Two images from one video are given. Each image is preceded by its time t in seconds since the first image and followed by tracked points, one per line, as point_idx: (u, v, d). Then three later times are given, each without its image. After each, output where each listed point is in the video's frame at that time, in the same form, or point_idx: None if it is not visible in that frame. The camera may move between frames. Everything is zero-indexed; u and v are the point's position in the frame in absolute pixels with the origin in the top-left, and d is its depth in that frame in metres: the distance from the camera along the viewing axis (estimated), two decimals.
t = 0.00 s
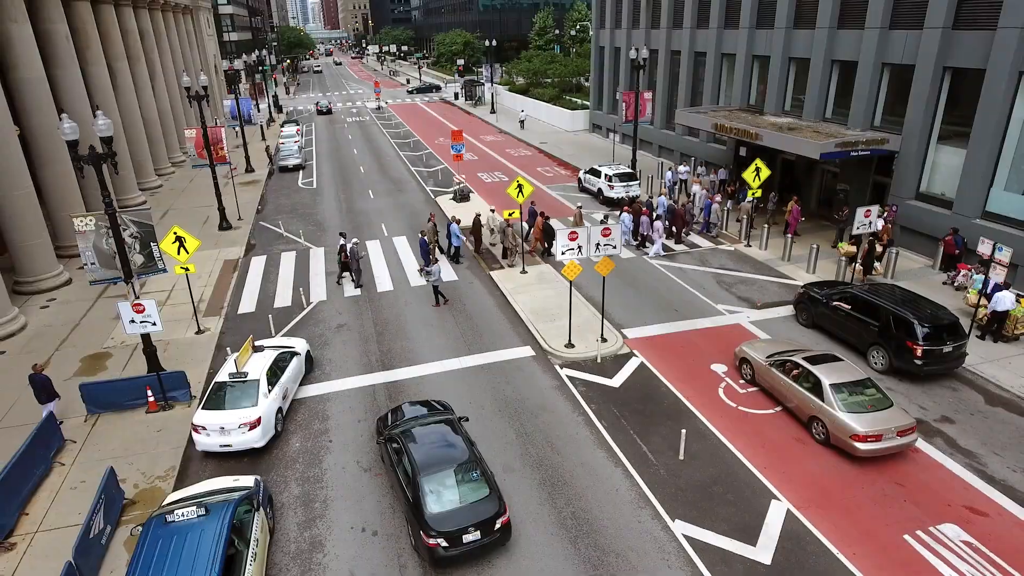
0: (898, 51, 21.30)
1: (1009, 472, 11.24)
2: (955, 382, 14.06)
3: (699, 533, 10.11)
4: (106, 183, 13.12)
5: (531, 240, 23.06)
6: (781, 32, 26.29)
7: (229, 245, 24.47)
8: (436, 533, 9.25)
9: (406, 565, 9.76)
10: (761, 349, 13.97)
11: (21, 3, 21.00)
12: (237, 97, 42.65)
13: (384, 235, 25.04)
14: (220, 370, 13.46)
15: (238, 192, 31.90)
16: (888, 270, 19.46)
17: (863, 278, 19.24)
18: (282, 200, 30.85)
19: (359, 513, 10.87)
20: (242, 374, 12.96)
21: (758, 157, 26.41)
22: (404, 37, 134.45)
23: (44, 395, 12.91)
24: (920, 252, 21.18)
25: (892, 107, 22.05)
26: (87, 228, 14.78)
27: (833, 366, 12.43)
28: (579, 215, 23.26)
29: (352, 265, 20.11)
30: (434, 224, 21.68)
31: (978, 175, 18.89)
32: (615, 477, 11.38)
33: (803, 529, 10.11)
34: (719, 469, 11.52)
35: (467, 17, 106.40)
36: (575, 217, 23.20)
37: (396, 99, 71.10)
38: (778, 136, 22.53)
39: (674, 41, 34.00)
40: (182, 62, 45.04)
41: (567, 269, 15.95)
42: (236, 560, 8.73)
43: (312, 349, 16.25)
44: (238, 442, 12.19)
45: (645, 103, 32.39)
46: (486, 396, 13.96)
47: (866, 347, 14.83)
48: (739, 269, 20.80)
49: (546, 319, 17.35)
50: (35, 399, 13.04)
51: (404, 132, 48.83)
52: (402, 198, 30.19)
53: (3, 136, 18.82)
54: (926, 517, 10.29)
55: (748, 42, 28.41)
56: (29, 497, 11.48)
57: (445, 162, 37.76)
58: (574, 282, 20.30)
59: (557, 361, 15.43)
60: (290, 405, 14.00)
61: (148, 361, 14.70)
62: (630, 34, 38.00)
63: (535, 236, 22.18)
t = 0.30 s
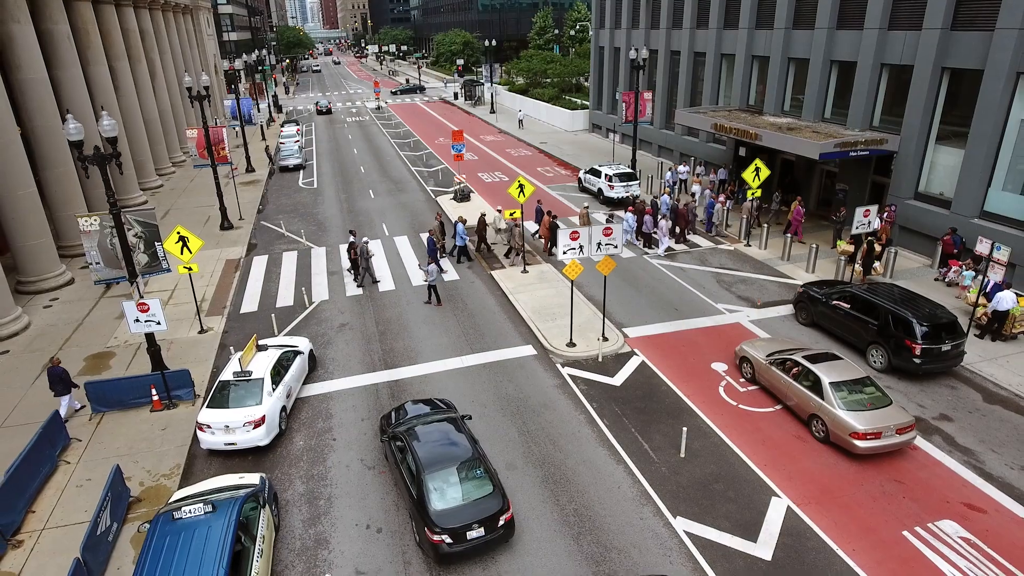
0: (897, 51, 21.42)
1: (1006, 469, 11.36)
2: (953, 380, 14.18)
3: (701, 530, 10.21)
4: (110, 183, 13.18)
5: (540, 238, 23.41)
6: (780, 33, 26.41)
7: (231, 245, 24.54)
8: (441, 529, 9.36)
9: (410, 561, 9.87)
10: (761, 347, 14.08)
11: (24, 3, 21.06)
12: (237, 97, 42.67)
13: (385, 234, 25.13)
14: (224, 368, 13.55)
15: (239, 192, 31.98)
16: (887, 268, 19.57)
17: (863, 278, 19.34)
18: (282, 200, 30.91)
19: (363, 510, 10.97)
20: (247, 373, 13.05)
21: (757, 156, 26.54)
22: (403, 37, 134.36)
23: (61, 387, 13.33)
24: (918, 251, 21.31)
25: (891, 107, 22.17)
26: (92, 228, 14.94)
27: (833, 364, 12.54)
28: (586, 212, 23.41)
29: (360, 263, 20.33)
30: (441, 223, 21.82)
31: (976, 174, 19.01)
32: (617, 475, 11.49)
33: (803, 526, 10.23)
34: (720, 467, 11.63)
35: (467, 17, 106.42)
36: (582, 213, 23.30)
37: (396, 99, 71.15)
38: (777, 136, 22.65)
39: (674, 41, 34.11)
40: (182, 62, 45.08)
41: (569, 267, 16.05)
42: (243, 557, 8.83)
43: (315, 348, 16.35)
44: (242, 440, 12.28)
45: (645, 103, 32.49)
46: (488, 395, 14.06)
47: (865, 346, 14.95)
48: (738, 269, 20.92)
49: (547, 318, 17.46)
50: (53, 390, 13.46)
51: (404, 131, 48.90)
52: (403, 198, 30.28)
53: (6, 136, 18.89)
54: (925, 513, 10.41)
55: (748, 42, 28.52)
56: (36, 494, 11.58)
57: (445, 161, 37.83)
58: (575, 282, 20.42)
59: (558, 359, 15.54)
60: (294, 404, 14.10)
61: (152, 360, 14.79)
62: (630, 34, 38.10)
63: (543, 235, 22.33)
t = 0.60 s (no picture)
0: (895, 51, 21.56)
1: (1003, 465, 11.50)
2: (950, 377, 14.33)
3: (700, 524, 10.34)
4: (116, 183, 13.30)
5: (546, 236, 23.54)
6: (779, 33, 26.55)
7: (232, 244, 24.64)
8: (444, 524, 9.49)
9: (414, 556, 9.99)
10: (760, 345, 14.21)
11: (26, 3, 21.17)
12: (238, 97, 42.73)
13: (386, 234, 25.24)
14: (228, 366, 13.67)
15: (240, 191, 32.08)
16: (886, 268, 19.68)
17: (861, 277, 19.46)
18: (283, 199, 31.02)
19: (367, 506, 11.10)
20: (250, 370, 13.17)
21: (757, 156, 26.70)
22: (403, 37, 134.33)
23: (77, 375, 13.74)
24: (916, 250, 21.45)
25: (889, 108, 22.31)
26: (97, 226, 15.08)
27: (831, 362, 12.67)
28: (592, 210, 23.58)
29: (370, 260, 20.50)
30: (446, 221, 21.92)
31: (974, 174, 19.15)
32: (618, 470, 11.62)
33: (801, 521, 10.36)
34: (719, 463, 11.76)
35: (466, 17, 106.48)
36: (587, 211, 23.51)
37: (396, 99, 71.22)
38: (776, 136, 22.78)
39: (673, 41, 34.24)
40: (183, 62, 45.19)
41: (569, 266, 16.20)
42: (249, 551, 8.93)
43: (317, 346, 16.47)
44: (247, 437, 12.39)
45: (644, 103, 32.62)
46: (490, 392, 14.18)
47: (863, 344, 15.09)
48: (738, 268, 21.05)
49: (547, 317, 17.59)
50: (70, 377, 13.87)
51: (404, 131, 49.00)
52: (403, 198, 30.39)
53: (9, 136, 18.99)
54: (921, 508, 10.55)
55: (747, 42, 28.66)
56: (42, 491, 11.68)
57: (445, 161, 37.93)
58: (575, 281, 20.54)
59: (559, 357, 15.67)
60: (297, 401, 14.22)
61: (156, 358, 14.90)
62: (630, 34, 38.23)
63: (550, 232, 22.54)
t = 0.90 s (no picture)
0: (893, 52, 21.72)
1: (998, 460, 11.65)
2: (947, 374, 14.49)
3: (700, 518, 10.49)
4: (120, 181, 13.40)
5: (551, 235, 23.78)
6: (778, 33, 26.70)
7: (234, 242, 24.78)
8: (448, 518, 9.63)
9: (418, 550, 10.14)
10: (759, 342, 14.36)
11: (29, 3, 21.30)
12: (239, 97, 42.87)
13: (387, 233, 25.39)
14: (232, 363, 13.82)
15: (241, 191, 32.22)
16: (885, 265, 19.75)
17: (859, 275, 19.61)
18: (284, 198, 31.16)
19: (371, 500, 11.24)
20: (254, 367, 13.32)
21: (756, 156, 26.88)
22: (401, 36, 134.40)
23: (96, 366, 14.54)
24: (913, 248, 21.61)
25: (887, 107, 22.46)
26: (102, 226, 15.23)
27: (829, 358, 12.82)
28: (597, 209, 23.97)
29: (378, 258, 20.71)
30: (452, 218, 22.10)
31: (970, 173, 19.31)
32: (618, 465, 11.77)
33: (799, 514, 10.51)
34: (719, 458, 11.91)
35: (466, 16, 106.55)
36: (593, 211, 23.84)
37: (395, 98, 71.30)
38: (775, 136, 22.92)
39: (672, 41, 34.40)
40: (183, 62, 45.29)
41: (570, 264, 16.37)
42: (256, 544, 9.07)
43: (320, 344, 16.61)
44: (251, 433, 12.53)
45: (643, 103, 32.80)
46: (491, 389, 14.32)
47: (861, 341, 15.24)
48: (737, 266, 21.22)
49: (548, 315, 17.74)
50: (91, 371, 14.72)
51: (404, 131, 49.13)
52: (404, 197, 30.54)
53: (13, 136, 19.12)
54: (918, 502, 10.70)
55: (745, 42, 28.83)
56: (49, 486, 11.81)
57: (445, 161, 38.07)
58: (575, 279, 20.69)
59: (560, 355, 15.82)
60: (301, 398, 14.36)
61: (161, 355, 15.04)
62: (629, 34, 38.39)
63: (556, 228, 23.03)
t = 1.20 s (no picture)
0: (890, 51, 21.88)
1: (993, 454, 11.83)
2: (942, 370, 14.67)
3: (699, 511, 10.65)
4: (125, 180, 13.52)
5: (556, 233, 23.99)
6: (776, 33, 26.88)
7: (236, 241, 24.91)
8: (451, 510, 9.80)
9: (421, 542, 10.30)
10: (757, 339, 14.53)
11: (32, 3, 21.43)
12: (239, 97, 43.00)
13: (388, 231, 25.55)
14: (237, 359, 13.98)
15: (242, 190, 32.36)
16: (882, 264, 19.84)
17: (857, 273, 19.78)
18: (285, 197, 31.31)
19: (374, 494, 11.40)
20: (258, 364, 13.48)
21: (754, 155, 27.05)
22: (401, 36, 134.48)
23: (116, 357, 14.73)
24: (911, 247, 21.79)
25: (884, 107, 22.63)
26: (106, 223, 15.24)
27: (826, 354, 12.98)
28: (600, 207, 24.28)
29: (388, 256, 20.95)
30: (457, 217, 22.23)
31: (967, 172, 19.49)
32: (618, 460, 11.93)
33: (796, 507, 10.68)
34: (717, 453, 12.08)
35: (465, 16, 106.77)
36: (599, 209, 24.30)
37: (395, 98, 71.47)
38: (773, 135, 23.07)
39: (671, 41, 34.59)
40: (184, 62, 45.43)
41: (570, 262, 16.53)
42: (263, 536, 9.21)
43: (323, 341, 16.76)
44: (256, 428, 12.68)
45: (643, 102, 32.98)
46: (493, 385, 14.48)
47: (858, 337, 15.41)
48: (735, 264, 21.38)
49: (549, 312, 17.90)
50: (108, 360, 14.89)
51: (404, 130, 49.29)
52: (405, 196, 30.70)
53: (17, 135, 19.27)
54: (913, 495, 10.87)
55: (744, 42, 29.00)
56: (56, 481, 11.94)
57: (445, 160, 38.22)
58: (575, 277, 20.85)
59: (560, 351, 15.99)
60: (304, 394, 14.51)
61: (165, 352, 15.19)
62: (628, 34, 38.58)
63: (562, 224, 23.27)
